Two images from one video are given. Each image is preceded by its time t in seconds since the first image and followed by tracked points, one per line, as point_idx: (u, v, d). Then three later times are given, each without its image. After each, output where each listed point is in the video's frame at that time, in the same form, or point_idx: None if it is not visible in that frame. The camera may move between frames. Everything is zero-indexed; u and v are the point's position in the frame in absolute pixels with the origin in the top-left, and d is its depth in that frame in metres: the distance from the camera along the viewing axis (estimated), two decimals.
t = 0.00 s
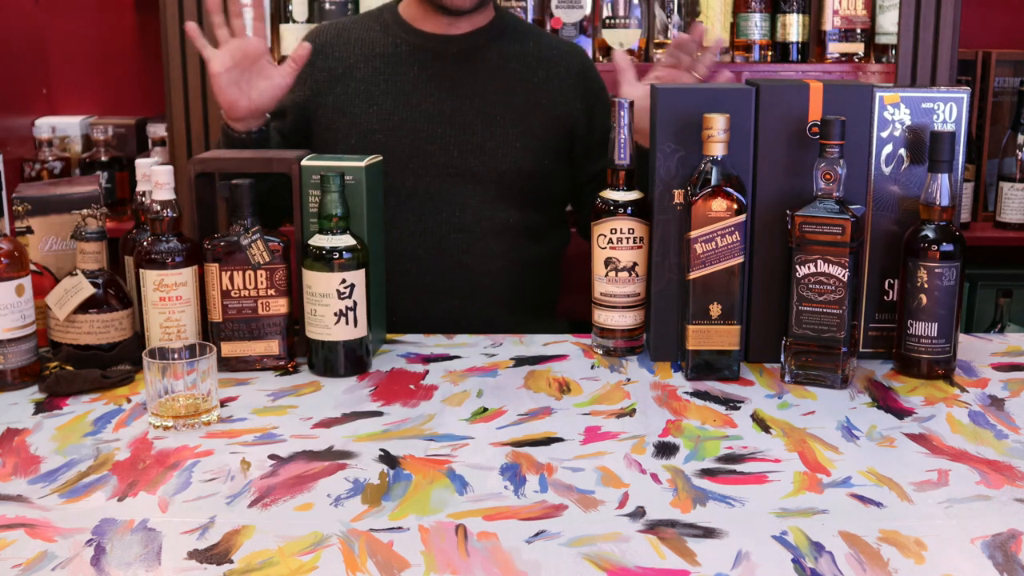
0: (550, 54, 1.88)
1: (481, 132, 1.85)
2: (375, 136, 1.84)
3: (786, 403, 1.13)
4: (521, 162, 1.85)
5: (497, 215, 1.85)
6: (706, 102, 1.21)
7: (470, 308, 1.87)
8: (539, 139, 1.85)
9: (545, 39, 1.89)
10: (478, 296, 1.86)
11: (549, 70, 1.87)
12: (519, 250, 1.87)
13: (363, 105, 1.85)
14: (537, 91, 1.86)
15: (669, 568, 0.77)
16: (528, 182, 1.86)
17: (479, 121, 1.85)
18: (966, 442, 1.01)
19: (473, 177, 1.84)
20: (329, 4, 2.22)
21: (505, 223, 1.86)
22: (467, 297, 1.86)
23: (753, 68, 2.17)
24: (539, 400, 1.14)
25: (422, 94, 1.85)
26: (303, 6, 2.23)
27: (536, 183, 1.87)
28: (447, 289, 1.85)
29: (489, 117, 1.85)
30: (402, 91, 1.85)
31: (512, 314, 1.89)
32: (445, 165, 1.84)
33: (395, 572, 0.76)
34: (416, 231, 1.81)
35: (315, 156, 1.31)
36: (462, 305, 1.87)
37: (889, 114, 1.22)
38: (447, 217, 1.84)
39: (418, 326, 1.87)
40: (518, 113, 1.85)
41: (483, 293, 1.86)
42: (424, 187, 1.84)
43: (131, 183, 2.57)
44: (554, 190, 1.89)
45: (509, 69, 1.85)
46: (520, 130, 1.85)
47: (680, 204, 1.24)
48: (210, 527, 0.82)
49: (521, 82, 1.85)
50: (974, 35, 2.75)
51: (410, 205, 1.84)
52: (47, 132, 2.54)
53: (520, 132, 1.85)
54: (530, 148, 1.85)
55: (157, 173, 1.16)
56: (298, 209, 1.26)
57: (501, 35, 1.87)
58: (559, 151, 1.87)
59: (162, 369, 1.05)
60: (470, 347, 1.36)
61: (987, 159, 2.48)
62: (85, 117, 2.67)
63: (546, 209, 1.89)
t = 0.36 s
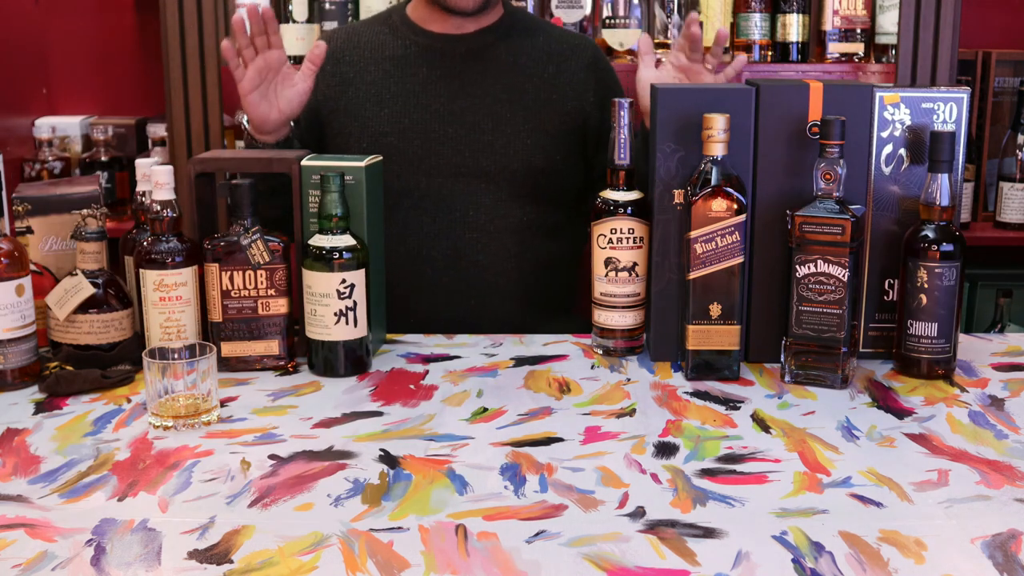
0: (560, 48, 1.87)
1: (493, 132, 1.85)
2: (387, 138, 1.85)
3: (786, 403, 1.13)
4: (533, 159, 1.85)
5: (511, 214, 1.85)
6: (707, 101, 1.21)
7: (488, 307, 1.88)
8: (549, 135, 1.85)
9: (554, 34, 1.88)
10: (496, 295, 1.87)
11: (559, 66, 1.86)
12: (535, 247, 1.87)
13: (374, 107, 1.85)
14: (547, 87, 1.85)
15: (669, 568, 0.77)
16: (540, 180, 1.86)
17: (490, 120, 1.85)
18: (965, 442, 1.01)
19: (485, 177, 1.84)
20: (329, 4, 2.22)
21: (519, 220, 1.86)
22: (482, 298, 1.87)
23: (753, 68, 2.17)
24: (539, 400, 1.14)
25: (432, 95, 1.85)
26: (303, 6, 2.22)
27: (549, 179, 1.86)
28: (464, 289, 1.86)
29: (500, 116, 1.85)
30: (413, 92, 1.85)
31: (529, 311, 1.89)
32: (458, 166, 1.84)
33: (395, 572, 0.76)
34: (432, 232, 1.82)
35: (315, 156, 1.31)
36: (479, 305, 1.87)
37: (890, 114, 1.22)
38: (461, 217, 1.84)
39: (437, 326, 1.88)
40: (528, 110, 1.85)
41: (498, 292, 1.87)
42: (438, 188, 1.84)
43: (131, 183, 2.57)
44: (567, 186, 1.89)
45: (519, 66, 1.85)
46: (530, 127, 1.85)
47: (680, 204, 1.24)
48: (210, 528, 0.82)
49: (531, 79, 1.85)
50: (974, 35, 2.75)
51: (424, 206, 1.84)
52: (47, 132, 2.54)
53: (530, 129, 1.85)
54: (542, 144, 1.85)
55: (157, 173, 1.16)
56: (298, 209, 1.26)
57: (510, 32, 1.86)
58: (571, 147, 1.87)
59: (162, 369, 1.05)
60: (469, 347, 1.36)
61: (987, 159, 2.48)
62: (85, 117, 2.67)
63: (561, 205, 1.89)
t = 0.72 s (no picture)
0: (568, 46, 1.87)
1: (501, 130, 1.85)
2: (396, 136, 1.85)
3: (785, 403, 1.13)
4: (541, 156, 1.85)
5: (519, 212, 1.85)
6: (707, 101, 1.21)
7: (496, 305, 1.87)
8: (558, 132, 1.86)
9: (561, 32, 1.89)
10: (504, 293, 1.86)
11: (566, 63, 1.86)
12: (542, 245, 1.87)
13: (382, 106, 1.85)
14: (554, 85, 1.86)
15: (669, 568, 0.77)
16: (548, 178, 1.86)
17: (498, 118, 1.85)
18: (966, 443, 1.01)
19: (494, 175, 1.84)
20: (329, 4, 2.22)
21: (528, 218, 1.85)
22: (491, 297, 1.86)
23: (753, 68, 2.17)
24: (539, 400, 1.14)
25: (440, 93, 1.85)
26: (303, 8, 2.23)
27: (557, 176, 1.87)
28: (472, 288, 1.86)
29: (508, 114, 1.85)
30: (421, 91, 1.85)
31: (536, 310, 1.89)
32: (466, 164, 1.84)
33: (395, 572, 0.76)
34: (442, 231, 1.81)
35: (315, 156, 1.31)
36: (488, 304, 1.87)
37: (890, 114, 1.22)
38: (470, 216, 1.84)
39: (444, 325, 1.88)
40: (536, 107, 1.85)
41: (507, 291, 1.86)
42: (446, 187, 1.84)
43: (131, 183, 2.57)
44: (575, 183, 1.89)
45: (527, 64, 1.85)
46: (538, 124, 1.85)
47: (680, 204, 1.24)
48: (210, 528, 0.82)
49: (538, 78, 1.85)
50: (974, 35, 2.75)
51: (432, 205, 1.84)
52: (47, 132, 2.54)
53: (539, 127, 1.85)
54: (550, 142, 1.86)
55: (157, 173, 1.16)
56: (298, 209, 1.26)
57: (517, 31, 1.86)
58: (578, 145, 1.87)
59: (161, 369, 1.05)
60: (469, 347, 1.36)
61: (987, 158, 2.48)
62: (84, 117, 2.67)
63: (568, 203, 1.89)
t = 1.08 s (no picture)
0: (565, 45, 1.87)
1: (499, 129, 1.85)
2: (393, 136, 1.84)
3: (786, 403, 1.13)
4: (539, 156, 1.85)
5: (517, 212, 1.85)
6: (707, 101, 1.21)
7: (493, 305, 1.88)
8: (555, 132, 1.86)
9: (558, 31, 1.89)
10: (501, 294, 1.86)
11: (564, 63, 1.86)
12: (539, 245, 1.87)
13: (379, 106, 1.85)
14: (552, 85, 1.86)
15: (669, 568, 0.77)
16: (546, 178, 1.86)
17: (496, 118, 1.85)
18: (966, 442, 1.01)
19: (491, 174, 1.84)
20: (329, 4, 2.22)
21: (526, 218, 1.86)
22: (488, 296, 1.86)
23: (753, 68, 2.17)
24: (539, 400, 1.14)
25: (438, 93, 1.85)
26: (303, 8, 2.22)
27: (555, 176, 1.87)
28: (469, 288, 1.86)
29: (506, 114, 1.85)
30: (419, 91, 1.85)
31: (534, 311, 1.89)
32: (463, 164, 1.84)
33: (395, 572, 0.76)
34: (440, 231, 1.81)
35: (315, 156, 1.31)
36: (485, 304, 1.87)
37: (890, 114, 1.22)
38: (467, 215, 1.84)
39: (441, 326, 1.88)
40: (534, 107, 1.85)
41: (504, 291, 1.86)
42: (444, 187, 1.84)
43: (131, 183, 2.57)
44: (572, 183, 1.89)
45: (525, 64, 1.85)
46: (536, 124, 1.85)
47: (680, 204, 1.24)
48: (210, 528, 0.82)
49: (536, 77, 1.85)
50: (974, 35, 2.75)
51: (430, 204, 1.84)
52: (47, 132, 2.54)
53: (536, 126, 1.85)
54: (548, 142, 1.86)
55: (157, 173, 1.16)
56: (298, 209, 1.26)
57: (515, 30, 1.86)
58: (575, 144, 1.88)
59: (161, 369, 1.05)
60: (469, 347, 1.36)
61: (987, 159, 2.48)
62: (84, 117, 2.67)
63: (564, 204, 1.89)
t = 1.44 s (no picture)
0: (563, 44, 1.88)
1: (498, 128, 1.85)
2: (391, 134, 1.85)
3: (786, 403, 1.13)
4: (537, 155, 1.85)
5: (515, 211, 1.85)
6: (707, 101, 1.21)
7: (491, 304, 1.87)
8: (554, 131, 1.86)
9: (557, 31, 1.89)
10: (499, 292, 1.86)
11: (562, 63, 1.87)
12: (537, 244, 1.87)
13: (378, 104, 1.85)
14: (551, 84, 1.86)
15: (670, 568, 0.77)
16: (544, 176, 1.86)
17: (495, 117, 1.85)
18: (965, 442, 1.01)
19: (489, 173, 1.84)
20: (329, 4, 2.22)
21: (524, 217, 1.86)
22: (486, 295, 1.86)
23: (753, 68, 2.17)
24: (539, 400, 1.14)
25: (436, 91, 1.85)
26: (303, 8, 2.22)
27: (553, 175, 1.87)
28: (467, 287, 1.86)
29: (505, 113, 1.85)
30: (417, 90, 1.85)
31: (531, 310, 1.89)
32: (462, 162, 1.84)
33: (395, 572, 0.76)
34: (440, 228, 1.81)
35: (315, 156, 1.31)
36: (483, 303, 1.87)
37: (889, 114, 1.22)
38: (466, 213, 1.84)
39: (438, 324, 1.88)
40: (532, 106, 1.85)
41: (502, 289, 1.86)
42: (442, 185, 1.84)
43: (131, 183, 2.57)
44: (570, 182, 1.89)
45: (523, 63, 1.85)
46: (534, 123, 1.85)
47: (680, 204, 1.24)
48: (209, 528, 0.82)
49: (534, 76, 1.86)
50: (974, 35, 2.75)
51: (428, 202, 1.84)
52: (47, 132, 2.54)
53: (535, 125, 1.85)
54: (545, 141, 1.86)
55: (157, 173, 1.16)
56: (298, 209, 1.26)
57: (513, 29, 1.87)
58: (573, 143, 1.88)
59: (162, 369, 1.05)
60: (469, 347, 1.36)
61: (987, 158, 2.48)
62: (84, 117, 2.67)
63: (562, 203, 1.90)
